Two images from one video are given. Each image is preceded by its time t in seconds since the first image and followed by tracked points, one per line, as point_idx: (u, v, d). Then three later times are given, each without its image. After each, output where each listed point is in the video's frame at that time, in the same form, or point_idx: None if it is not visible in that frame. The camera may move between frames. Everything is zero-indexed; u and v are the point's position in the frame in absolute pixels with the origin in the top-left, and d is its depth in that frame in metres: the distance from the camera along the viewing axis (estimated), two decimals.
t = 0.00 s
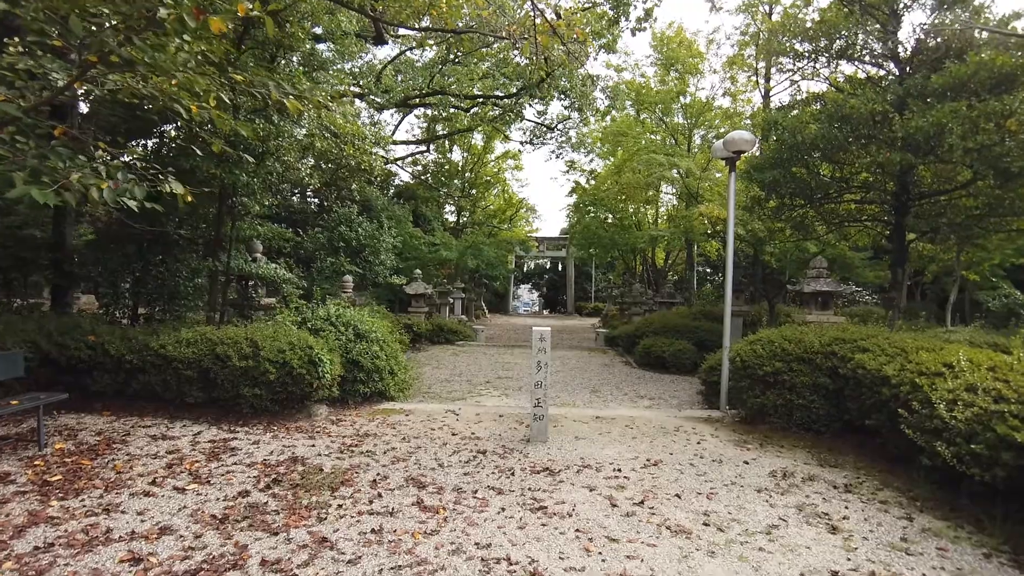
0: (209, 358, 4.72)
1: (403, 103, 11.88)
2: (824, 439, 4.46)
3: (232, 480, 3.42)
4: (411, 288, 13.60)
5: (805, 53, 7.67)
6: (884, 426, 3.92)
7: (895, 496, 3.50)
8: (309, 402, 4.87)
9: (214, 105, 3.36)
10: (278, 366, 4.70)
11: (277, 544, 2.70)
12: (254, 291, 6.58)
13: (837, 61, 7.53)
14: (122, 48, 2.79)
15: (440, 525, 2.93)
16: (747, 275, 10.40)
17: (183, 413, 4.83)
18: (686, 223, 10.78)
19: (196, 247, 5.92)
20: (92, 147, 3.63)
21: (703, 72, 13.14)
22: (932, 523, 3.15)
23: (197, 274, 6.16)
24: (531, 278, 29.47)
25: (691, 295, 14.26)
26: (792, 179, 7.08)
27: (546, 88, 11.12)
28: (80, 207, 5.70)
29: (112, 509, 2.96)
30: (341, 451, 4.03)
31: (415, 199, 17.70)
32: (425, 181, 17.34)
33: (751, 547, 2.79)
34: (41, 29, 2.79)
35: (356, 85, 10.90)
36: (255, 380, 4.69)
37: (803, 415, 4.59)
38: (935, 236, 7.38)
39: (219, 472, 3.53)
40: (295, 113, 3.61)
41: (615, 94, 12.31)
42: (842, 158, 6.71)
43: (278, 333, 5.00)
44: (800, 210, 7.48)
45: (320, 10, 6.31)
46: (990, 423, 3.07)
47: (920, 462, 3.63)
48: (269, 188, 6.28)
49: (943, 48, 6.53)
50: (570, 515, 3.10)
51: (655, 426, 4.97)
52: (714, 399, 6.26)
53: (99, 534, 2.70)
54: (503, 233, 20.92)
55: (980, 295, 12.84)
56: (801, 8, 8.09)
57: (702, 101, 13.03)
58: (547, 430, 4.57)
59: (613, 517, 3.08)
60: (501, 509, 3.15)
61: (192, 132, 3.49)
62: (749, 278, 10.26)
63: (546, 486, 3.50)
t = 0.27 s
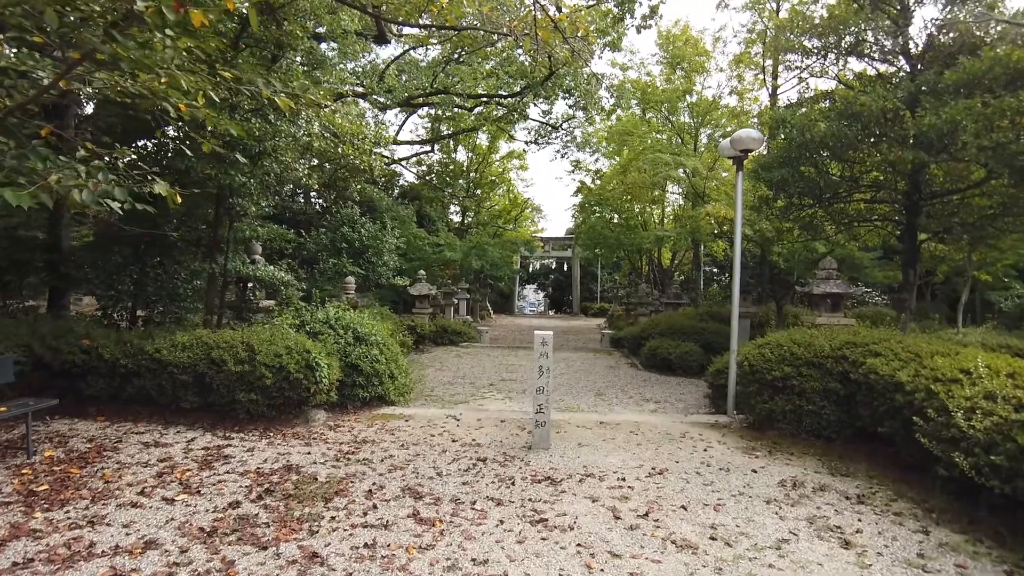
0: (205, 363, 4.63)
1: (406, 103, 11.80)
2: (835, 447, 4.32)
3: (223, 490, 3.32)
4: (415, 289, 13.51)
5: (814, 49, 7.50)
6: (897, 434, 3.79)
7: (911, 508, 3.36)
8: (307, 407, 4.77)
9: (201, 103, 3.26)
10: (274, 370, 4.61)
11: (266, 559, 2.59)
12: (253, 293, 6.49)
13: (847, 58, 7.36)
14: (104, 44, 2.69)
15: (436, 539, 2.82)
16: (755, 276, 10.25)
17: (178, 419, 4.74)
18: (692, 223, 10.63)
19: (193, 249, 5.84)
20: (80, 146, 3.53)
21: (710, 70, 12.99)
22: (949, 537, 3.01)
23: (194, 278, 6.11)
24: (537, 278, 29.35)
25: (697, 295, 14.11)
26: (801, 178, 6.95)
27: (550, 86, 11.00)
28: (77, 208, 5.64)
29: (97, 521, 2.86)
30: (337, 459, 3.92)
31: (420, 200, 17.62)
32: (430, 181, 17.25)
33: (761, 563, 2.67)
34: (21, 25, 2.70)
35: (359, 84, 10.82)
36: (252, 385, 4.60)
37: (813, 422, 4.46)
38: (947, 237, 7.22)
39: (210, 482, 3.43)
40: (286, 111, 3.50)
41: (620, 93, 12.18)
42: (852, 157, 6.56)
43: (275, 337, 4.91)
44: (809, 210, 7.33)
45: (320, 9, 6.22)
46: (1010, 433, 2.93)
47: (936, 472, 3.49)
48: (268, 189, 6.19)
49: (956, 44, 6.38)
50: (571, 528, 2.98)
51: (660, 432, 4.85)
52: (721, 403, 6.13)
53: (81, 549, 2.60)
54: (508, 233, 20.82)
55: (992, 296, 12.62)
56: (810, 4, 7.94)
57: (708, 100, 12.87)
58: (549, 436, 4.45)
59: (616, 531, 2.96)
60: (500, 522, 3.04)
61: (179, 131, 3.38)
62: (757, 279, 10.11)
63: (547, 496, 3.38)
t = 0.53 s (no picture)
0: (202, 366, 4.55)
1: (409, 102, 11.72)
2: (846, 453, 4.20)
3: (216, 498, 3.23)
4: (419, 290, 13.44)
5: (823, 47, 7.37)
6: (911, 440, 3.66)
7: (926, 518, 3.24)
8: (305, 411, 4.68)
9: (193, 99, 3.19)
10: (272, 374, 4.53)
11: (255, 572, 2.50)
12: (253, 295, 6.41)
13: (857, 55, 7.23)
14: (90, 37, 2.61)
15: (432, 550, 2.72)
16: (762, 276, 10.11)
17: (175, 423, 4.66)
18: (698, 223, 10.50)
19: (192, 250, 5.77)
20: (70, 145, 3.46)
21: (716, 69, 12.86)
22: (967, 549, 2.89)
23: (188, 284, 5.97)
24: (542, 278, 29.25)
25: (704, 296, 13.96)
26: (809, 177, 6.82)
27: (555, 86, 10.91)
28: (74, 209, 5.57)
29: (83, 531, 2.78)
30: (334, 465, 3.83)
31: (424, 200, 17.54)
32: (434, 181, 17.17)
33: None
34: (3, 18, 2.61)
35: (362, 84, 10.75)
36: (249, 389, 4.52)
37: (823, 427, 4.34)
38: (959, 237, 7.07)
39: (203, 489, 3.34)
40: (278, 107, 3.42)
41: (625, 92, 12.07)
42: (861, 155, 6.43)
43: (273, 340, 4.83)
44: (818, 209, 7.20)
45: (320, 6, 6.14)
46: None
47: (951, 481, 3.37)
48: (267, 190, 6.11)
49: (968, 39, 6.24)
50: (572, 539, 2.87)
51: (666, 436, 4.74)
52: (729, 406, 6.01)
53: (64, 560, 2.52)
54: (513, 233, 20.73)
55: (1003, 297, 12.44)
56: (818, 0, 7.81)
57: (714, 98, 12.74)
58: (552, 441, 4.35)
59: (619, 542, 2.86)
60: (499, 532, 2.94)
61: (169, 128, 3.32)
62: (764, 279, 9.98)
63: (548, 505, 3.28)
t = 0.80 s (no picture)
0: (197, 368, 4.47)
1: (412, 102, 11.64)
2: (857, 459, 4.07)
3: (205, 504, 3.14)
4: (424, 291, 13.36)
5: (831, 43, 7.23)
6: (925, 446, 3.53)
7: (942, 527, 3.11)
8: (302, 414, 4.59)
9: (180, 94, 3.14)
10: (268, 376, 4.44)
11: None
12: (252, 295, 6.32)
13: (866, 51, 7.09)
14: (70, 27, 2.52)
15: (426, 560, 2.62)
16: (770, 277, 9.96)
17: (169, 425, 4.57)
18: (704, 223, 10.36)
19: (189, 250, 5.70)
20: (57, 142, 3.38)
21: (722, 67, 12.73)
22: (985, 561, 2.76)
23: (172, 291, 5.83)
24: (548, 279, 29.12)
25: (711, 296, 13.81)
26: (818, 175, 6.68)
27: (559, 84, 10.80)
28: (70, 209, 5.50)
29: (66, 538, 2.69)
30: (330, 470, 3.74)
31: (429, 201, 17.46)
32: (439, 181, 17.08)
33: None
34: None
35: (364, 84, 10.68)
36: (244, 391, 4.43)
37: (833, 431, 4.21)
38: (972, 236, 6.91)
39: (193, 495, 3.25)
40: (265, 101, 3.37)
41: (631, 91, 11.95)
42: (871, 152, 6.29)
43: (269, 341, 4.74)
44: (827, 208, 7.06)
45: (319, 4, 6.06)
46: None
47: (968, 488, 3.23)
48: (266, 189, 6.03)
49: (980, 34, 6.10)
50: (572, 549, 2.76)
51: (671, 440, 4.62)
52: (736, 409, 5.88)
53: (43, 570, 2.43)
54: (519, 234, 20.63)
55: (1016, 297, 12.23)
56: None
57: (721, 97, 12.61)
58: (553, 446, 4.23)
59: (620, 552, 2.74)
60: (495, 541, 2.83)
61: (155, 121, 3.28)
62: (771, 280, 9.83)
63: (547, 513, 3.17)
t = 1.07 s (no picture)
0: (192, 371, 4.37)
1: (419, 101, 11.54)
2: (872, 467, 3.92)
3: (194, 513, 3.04)
4: (430, 292, 13.26)
5: (844, 39, 7.06)
6: (945, 454, 3.37)
7: (964, 540, 2.95)
8: (300, 418, 4.49)
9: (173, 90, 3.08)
10: (264, 380, 4.33)
11: None
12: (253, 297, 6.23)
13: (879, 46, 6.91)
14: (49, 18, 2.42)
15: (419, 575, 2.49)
16: (781, 277, 9.78)
17: (165, 429, 4.48)
18: (713, 222, 10.19)
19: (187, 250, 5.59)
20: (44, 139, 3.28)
21: (732, 65, 12.57)
22: None
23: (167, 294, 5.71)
24: (556, 280, 28.97)
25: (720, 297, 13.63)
26: (831, 172, 6.50)
27: (566, 83, 10.67)
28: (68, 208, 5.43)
29: (47, 549, 2.60)
30: (325, 477, 3.62)
31: (436, 201, 17.38)
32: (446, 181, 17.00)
33: None
34: None
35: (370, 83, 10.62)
36: (240, 395, 4.33)
37: (847, 437, 4.06)
38: (989, 235, 6.72)
39: (182, 503, 3.15)
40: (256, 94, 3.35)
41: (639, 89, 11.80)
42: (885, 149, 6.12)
43: (267, 343, 4.64)
44: (839, 207, 6.89)
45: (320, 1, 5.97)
46: None
47: (991, 500, 3.08)
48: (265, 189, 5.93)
49: (998, 26, 5.92)
50: (573, 563, 2.63)
51: (678, 446, 4.48)
52: (746, 414, 5.72)
53: None
54: (526, 234, 20.51)
55: None
56: None
57: (731, 95, 12.44)
58: (557, 452, 4.10)
59: (624, 567, 2.61)
60: (493, 554, 2.71)
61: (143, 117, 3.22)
62: (782, 280, 9.65)
63: (549, 524, 3.05)
